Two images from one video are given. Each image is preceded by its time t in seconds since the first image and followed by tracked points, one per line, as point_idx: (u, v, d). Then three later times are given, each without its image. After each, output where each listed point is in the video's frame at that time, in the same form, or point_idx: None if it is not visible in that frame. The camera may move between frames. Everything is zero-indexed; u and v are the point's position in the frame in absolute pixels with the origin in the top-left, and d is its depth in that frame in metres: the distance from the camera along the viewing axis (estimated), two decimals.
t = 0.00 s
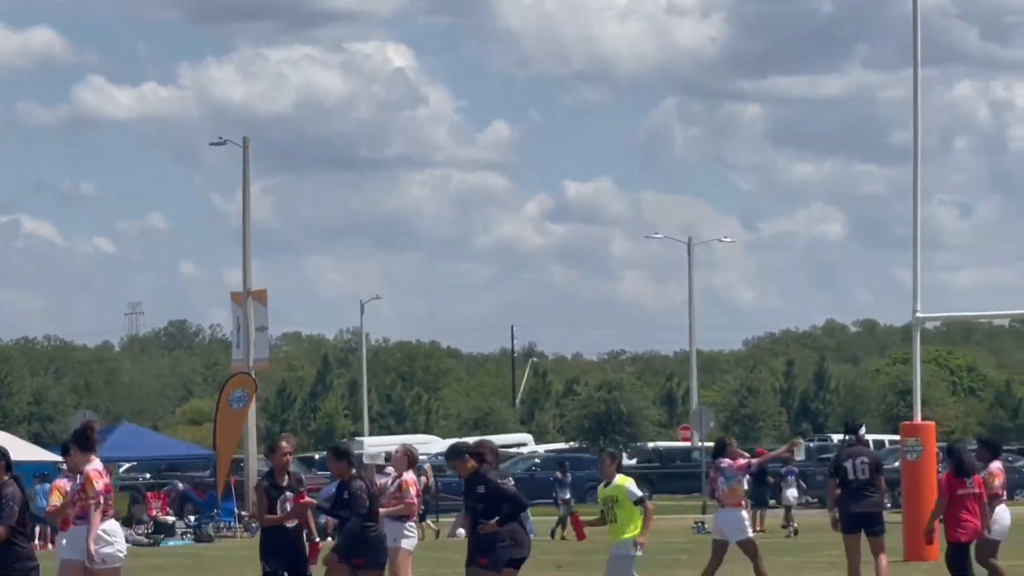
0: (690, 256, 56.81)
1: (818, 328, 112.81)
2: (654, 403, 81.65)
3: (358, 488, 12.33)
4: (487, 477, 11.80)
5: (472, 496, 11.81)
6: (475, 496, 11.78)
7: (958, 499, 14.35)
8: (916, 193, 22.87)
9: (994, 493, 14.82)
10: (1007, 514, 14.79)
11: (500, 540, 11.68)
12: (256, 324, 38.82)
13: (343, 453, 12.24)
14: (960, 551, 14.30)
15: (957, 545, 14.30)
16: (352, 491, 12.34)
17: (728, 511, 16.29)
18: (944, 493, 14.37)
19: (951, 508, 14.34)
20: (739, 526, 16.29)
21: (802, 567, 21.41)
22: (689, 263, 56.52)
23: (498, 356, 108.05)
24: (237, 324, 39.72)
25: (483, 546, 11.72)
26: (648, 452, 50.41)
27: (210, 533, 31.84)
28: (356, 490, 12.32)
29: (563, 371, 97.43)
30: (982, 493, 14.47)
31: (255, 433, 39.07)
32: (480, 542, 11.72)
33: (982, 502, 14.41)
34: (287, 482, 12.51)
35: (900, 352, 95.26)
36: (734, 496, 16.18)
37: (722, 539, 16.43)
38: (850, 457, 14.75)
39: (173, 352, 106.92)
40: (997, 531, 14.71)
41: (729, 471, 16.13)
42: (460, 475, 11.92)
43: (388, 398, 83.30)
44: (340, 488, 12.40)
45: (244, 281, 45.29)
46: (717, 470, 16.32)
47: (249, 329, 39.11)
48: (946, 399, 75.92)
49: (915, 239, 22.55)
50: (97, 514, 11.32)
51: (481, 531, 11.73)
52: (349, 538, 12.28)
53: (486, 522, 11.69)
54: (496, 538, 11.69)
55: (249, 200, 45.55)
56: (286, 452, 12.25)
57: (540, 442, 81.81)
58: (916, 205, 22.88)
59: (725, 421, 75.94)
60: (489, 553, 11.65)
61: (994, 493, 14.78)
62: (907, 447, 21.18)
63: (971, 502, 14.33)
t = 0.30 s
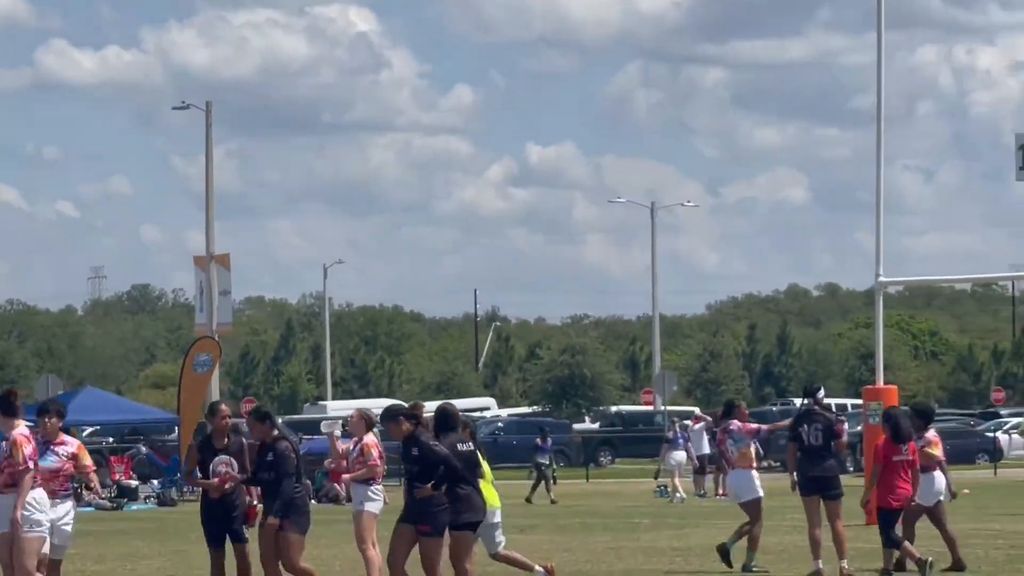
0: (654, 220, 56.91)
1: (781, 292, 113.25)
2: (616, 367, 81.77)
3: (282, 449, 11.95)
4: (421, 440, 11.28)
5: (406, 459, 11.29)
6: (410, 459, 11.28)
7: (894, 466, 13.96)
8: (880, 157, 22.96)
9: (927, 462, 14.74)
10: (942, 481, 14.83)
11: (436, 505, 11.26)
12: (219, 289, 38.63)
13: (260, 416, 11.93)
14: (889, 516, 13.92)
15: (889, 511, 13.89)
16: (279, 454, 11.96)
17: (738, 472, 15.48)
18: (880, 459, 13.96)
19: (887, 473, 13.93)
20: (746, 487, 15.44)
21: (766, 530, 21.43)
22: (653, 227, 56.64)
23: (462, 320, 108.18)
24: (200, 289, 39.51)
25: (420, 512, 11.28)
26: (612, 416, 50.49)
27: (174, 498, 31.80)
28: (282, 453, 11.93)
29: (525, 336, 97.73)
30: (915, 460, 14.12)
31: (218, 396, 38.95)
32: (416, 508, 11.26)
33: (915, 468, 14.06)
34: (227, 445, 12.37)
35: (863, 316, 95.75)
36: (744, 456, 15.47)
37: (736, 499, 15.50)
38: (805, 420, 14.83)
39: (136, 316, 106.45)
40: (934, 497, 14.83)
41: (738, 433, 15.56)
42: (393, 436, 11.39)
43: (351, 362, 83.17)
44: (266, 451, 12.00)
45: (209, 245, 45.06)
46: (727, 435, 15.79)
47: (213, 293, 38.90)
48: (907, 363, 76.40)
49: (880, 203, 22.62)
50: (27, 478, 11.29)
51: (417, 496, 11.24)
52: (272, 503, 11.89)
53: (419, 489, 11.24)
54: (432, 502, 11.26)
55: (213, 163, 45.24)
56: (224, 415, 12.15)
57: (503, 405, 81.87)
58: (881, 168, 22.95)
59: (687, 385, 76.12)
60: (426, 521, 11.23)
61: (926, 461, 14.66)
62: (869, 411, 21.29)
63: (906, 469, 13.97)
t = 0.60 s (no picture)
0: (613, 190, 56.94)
1: (738, 262, 113.63)
2: (574, 338, 81.85)
3: (210, 422, 11.44)
4: (340, 411, 11.07)
5: (326, 433, 11.03)
6: (330, 431, 11.03)
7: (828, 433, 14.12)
8: (835, 128, 23.07)
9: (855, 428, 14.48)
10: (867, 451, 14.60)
11: (357, 480, 10.94)
12: (176, 259, 38.43)
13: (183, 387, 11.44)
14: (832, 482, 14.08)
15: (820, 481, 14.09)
16: (205, 427, 11.43)
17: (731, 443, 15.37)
18: (813, 428, 14.09)
19: (820, 441, 14.08)
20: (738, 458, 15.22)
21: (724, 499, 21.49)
22: (610, 198, 56.65)
23: (420, 291, 108.09)
24: (157, 259, 39.30)
25: (341, 487, 10.93)
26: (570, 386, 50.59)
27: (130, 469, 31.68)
28: (206, 427, 11.40)
29: (483, 306, 97.75)
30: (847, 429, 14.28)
31: (175, 367, 38.79)
32: (337, 482, 10.91)
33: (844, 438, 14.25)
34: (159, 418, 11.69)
35: (820, 287, 96.18)
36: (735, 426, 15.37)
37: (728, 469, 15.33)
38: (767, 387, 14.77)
39: (93, 287, 105.85)
40: (857, 461, 14.56)
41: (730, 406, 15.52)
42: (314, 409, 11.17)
43: (309, 332, 82.95)
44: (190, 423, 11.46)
45: (165, 215, 44.79)
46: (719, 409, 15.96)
47: (170, 265, 38.71)
48: (863, 334, 76.71)
49: (835, 173, 22.72)
50: None
51: (338, 470, 10.91)
52: (199, 478, 11.45)
53: (339, 460, 10.92)
54: (355, 476, 10.93)
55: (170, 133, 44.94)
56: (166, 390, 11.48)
57: (461, 376, 81.87)
58: (836, 139, 23.05)
59: (644, 355, 76.27)
60: (348, 494, 10.87)
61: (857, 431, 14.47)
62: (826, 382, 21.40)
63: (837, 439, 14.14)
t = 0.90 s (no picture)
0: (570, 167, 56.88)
1: (696, 240, 113.98)
2: (532, 315, 81.82)
3: (121, 401, 11.29)
4: (273, 386, 10.86)
5: (255, 408, 10.82)
6: (259, 407, 10.81)
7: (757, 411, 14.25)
8: (794, 105, 23.03)
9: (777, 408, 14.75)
10: (801, 428, 14.78)
11: (288, 456, 10.78)
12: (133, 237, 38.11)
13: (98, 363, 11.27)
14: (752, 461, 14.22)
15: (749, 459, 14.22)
16: (117, 405, 11.28)
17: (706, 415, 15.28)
18: (743, 406, 14.16)
19: (750, 420, 14.14)
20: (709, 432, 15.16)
21: (681, 476, 21.55)
22: (568, 175, 56.61)
23: (378, 269, 107.80)
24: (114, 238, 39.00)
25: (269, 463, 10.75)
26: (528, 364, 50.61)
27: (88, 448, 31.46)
28: (117, 405, 11.24)
29: (440, 284, 97.59)
30: (773, 406, 14.47)
31: (132, 345, 38.51)
32: (267, 457, 10.71)
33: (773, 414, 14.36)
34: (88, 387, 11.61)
35: (778, 265, 96.51)
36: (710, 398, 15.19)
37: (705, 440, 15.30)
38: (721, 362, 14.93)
39: (48, 266, 104.97)
40: (785, 443, 14.71)
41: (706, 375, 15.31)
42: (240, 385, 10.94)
43: (267, 310, 82.53)
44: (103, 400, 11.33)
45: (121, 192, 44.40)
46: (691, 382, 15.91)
47: (127, 242, 38.38)
48: (821, 311, 77.10)
49: (791, 150, 22.74)
50: None
51: (269, 445, 10.72)
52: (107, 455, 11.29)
53: (269, 436, 10.73)
54: (286, 451, 10.75)
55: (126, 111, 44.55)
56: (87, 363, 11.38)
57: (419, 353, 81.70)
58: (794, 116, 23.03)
59: (602, 332, 76.29)
60: (276, 467, 10.68)
61: (784, 410, 14.75)
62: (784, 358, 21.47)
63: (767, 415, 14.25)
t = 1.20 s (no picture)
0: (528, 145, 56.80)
1: (654, 218, 114.25)
2: (490, 294, 81.79)
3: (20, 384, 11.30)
4: (203, 370, 10.72)
5: (184, 390, 10.71)
6: (187, 390, 10.69)
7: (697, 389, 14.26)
8: (750, 84, 23.04)
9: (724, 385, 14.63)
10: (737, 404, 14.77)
11: (211, 439, 10.69)
12: (90, 216, 37.80)
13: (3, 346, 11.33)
14: (695, 439, 14.17)
15: (693, 432, 14.16)
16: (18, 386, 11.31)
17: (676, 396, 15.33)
18: (683, 383, 14.19)
19: (689, 398, 14.17)
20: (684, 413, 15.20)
21: (640, 454, 21.58)
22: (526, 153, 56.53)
23: (336, 248, 107.52)
24: (71, 217, 38.70)
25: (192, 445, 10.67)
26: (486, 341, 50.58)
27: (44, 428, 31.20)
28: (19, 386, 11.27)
29: (398, 263, 97.52)
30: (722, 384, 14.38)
31: (89, 325, 38.20)
32: (189, 440, 10.63)
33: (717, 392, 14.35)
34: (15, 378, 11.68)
35: (735, 243, 96.90)
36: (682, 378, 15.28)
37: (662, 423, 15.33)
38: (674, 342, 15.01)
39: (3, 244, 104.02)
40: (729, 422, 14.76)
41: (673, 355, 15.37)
42: (171, 364, 10.81)
43: (226, 289, 82.10)
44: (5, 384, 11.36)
45: (78, 170, 43.98)
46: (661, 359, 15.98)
47: (84, 222, 38.04)
48: (779, 288, 77.46)
49: (749, 128, 22.75)
50: None
51: (191, 428, 10.62)
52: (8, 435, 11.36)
53: (192, 420, 10.62)
54: (209, 435, 10.67)
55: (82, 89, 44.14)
56: None
57: (378, 332, 81.56)
58: (751, 94, 23.04)
59: (559, 310, 76.31)
60: (195, 455, 10.61)
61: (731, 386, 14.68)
62: (741, 335, 21.55)
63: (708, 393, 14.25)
